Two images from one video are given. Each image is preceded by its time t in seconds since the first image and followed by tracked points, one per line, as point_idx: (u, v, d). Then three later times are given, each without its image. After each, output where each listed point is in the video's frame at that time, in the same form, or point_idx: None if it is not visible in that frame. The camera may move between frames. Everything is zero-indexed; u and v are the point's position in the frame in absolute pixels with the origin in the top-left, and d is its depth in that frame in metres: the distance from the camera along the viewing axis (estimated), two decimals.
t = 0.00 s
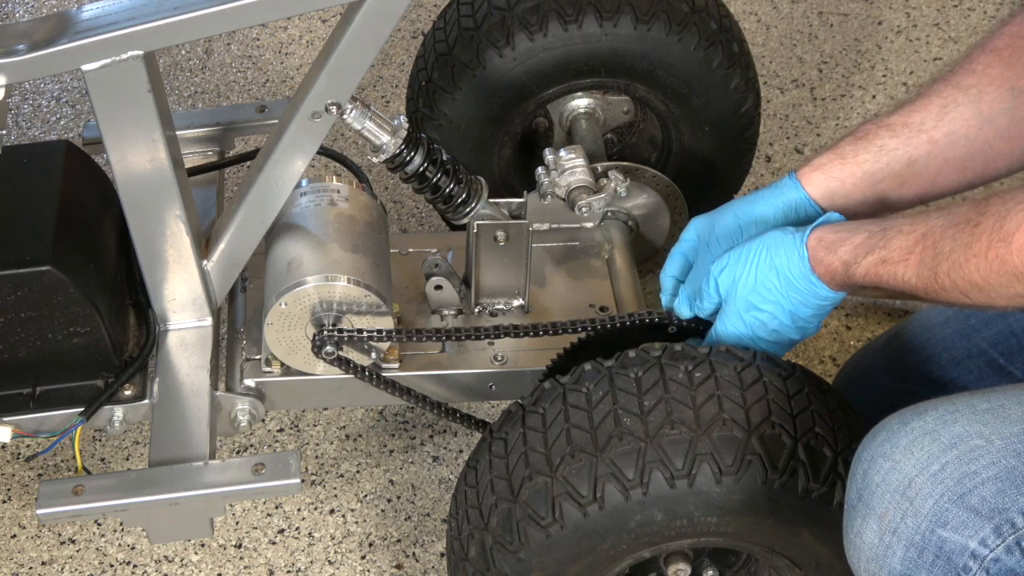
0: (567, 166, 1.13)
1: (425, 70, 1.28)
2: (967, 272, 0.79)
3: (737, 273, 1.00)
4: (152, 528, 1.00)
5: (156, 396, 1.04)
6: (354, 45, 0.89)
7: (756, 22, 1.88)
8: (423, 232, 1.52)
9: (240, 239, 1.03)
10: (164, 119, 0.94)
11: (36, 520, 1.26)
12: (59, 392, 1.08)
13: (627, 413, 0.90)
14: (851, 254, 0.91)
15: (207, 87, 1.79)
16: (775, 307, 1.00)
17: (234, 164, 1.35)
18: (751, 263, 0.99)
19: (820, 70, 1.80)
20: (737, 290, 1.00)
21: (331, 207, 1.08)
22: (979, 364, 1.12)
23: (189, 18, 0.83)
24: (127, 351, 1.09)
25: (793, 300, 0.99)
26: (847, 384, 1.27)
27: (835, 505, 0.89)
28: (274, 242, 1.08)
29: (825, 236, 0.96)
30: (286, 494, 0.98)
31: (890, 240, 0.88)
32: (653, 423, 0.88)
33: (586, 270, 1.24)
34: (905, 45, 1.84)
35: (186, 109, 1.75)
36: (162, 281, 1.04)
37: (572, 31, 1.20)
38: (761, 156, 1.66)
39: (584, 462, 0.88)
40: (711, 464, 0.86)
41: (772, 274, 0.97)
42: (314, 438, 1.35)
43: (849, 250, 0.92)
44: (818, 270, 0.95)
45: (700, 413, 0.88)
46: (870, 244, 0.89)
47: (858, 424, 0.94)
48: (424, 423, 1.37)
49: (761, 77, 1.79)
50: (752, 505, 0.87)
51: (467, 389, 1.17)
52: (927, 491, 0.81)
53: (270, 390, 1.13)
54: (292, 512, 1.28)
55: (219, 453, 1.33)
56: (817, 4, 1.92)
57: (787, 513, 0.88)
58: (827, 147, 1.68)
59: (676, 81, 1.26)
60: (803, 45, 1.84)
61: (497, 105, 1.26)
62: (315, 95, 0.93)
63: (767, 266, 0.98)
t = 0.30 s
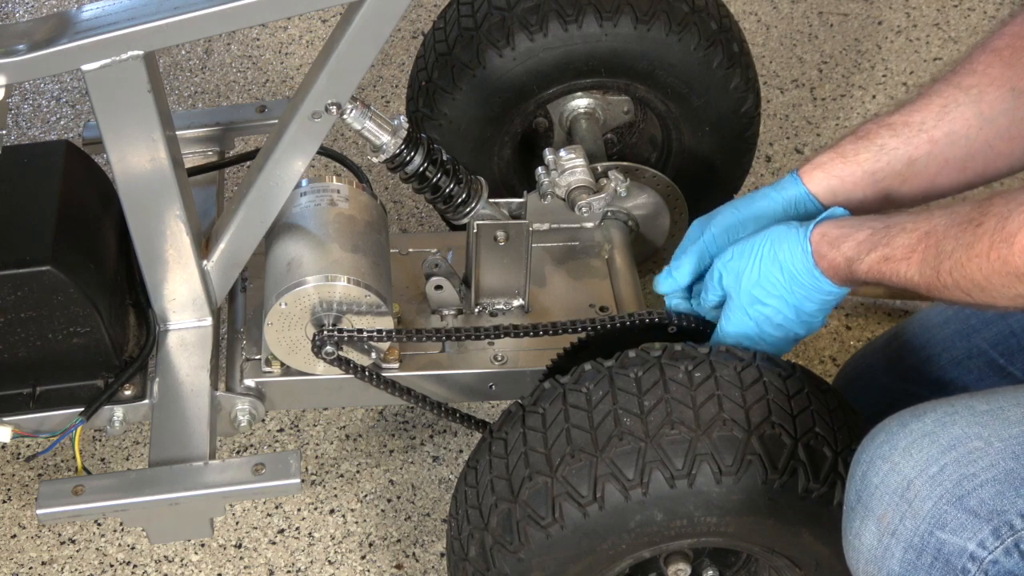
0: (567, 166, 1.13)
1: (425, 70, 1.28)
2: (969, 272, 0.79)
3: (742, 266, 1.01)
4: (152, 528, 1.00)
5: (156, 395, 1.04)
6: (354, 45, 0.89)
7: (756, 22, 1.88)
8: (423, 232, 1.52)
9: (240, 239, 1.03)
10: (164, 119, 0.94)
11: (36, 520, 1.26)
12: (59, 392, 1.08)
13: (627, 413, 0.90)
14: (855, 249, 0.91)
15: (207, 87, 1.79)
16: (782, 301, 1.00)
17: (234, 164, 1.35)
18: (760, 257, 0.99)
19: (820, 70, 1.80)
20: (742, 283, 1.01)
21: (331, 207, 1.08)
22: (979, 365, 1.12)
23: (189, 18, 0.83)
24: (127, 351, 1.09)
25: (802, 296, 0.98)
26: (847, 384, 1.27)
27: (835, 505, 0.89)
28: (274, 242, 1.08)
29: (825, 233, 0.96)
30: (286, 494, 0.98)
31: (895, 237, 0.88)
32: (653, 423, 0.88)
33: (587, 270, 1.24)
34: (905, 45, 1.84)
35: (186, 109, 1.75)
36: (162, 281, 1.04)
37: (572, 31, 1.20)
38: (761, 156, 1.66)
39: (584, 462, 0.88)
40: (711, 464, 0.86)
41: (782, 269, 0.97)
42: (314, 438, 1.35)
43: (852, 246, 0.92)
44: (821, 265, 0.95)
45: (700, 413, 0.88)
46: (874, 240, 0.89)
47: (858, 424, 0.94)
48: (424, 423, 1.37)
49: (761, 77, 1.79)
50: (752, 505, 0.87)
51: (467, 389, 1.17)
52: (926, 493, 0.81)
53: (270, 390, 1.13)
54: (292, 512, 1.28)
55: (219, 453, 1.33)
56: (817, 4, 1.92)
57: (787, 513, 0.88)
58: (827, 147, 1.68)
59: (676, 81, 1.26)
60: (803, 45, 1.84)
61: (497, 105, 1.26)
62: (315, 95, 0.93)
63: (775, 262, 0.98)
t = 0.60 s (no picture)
0: (567, 166, 1.13)
1: (425, 70, 1.28)
2: None
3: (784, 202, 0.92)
4: (152, 528, 1.00)
5: (156, 395, 1.04)
6: (354, 45, 0.89)
7: (756, 22, 1.88)
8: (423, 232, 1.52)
9: (240, 239, 1.03)
10: (164, 119, 0.94)
11: (37, 520, 1.26)
12: (59, 392, 1.08)
13: (627, 413, 0.90)
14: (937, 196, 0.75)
15: (207, 87, 1.79)
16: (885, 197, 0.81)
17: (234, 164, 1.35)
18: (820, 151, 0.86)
19: (820, 70, 1.80)
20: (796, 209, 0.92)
21: (331, 207, 1.08)
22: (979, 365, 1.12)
23: (189, 18, 0.83)
24: (127, 351, 1.09)
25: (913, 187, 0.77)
26: (847, 384, 1.27)
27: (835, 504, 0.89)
28: (274, 242, 1.08)
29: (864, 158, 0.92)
30: (285, 494, 0.98)
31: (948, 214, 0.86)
32: (652, 423, 0.88)
33: (587, 270, 1.24)
34: (905, 45, 1.84)
35: (186, 109, 1.75)
36: (162, 281, 1.04)
37: (572, 31, 1.20)
38: (761, 156, 1.67)
39: (584, 462, 0.88)
40: (711, 464, 0.86)
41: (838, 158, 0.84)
42: (314, 438, 1.35)
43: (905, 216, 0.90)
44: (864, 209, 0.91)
45: (700, 413, 0.88)
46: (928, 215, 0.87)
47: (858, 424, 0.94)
48: (424, 423, 1.37)
49: (760, 77, 1.79)
50: (751, 505, 0.87)
51: (467, 389, 1.17)
52: (891, 480, 0.78)
53: (270, 390, 1.13)
54: (291, 512, 1.28)
55: (218, 453, 1.33)
56: (817, 4, 1.92)
57: (786, 513, 0.88)
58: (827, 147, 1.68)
59: (676, 81, 1.26)
60: (803, 45, 1.84)
61: (498, 105, 1.26)
62: (315, 95, 0.93)
63: (822, 148, 0.88)
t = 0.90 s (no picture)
0: (567, 166, 1.13)
1: (425, 70, 1.28)
2: None
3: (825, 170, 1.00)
4: (152, 528, 1.00)
5: (156, 396, 1.04)
6: (354, 45, 0.89)
7: (756, 22, 1.88)
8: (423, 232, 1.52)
9: (240, 239, 1.03)
10: (164, 119, 0.94)
11: (37, 520, 1.26)
12: (59, 392, 1.08)
13: (627, 413, 0.90)
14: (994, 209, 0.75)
15: (207, 87, 1.79)
16: (895, 164, 0.87)
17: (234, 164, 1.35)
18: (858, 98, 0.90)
19: (820, 70, 1.80)
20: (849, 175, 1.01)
21: (331, 207, 1.08)
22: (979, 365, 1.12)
23: (189, 18, 0.83)
24: (127, 351, 1.09)
25: (928, 176, 0.83)
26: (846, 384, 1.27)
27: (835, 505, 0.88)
28: (274, 242, 1.08)
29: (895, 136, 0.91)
30: (285, 494, 0.98)
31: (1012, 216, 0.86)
32: (652, 423, 0.88)
33: (587, 270, 1.24)
34: (905, 45, 1.84)
35: (186, 109, 1.75)
36: (162, 281, 1.04)
37: (572, 31, 1.20)
38: (761, 156, 1.68)
39: (584, 462, 0.88)
40: (711, 464, 0.86)
41: (883, 109, 0.87)
42: (314, 438, 1.35)
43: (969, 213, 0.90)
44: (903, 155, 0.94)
45: (700, 413, 0.89)
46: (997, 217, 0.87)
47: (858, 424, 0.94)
48: (424, 423, 1.37)
49: (760, 77, 1.80)
50: (751, 505, 0.87)
51: (467, 389, 1.17)
52: (869, 434, 0.81)
53: (271, 390, 1.13)
54: (291, 512, 1.28)
55: (218, 453, 1.33)
56: (817, 4, 1.92)
57: (786, 513, 0.88)
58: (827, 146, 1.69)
59: (676, 81, 1.26)
60: (803, 45, 1.85)
61: (498, 105, 1.26)
62: (315, 95, 0.93)
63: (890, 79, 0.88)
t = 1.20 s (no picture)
0: (567, 167, 1.12)
1: (424, 69, 1.27)
2: None
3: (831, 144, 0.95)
4: (152, 528, 1.00)
5: (156, 397, 1.04)
6: (354, 45, 0.90)
7: (756, 22, 1.88)
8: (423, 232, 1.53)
9: (240, 239, 1.03)
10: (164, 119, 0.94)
11: (36, 520, 1.26)
12: (59, 392, 1.08)
13: (626, 413, 0.90)
14: None
15: (207, 87, 1.79)
16: (969, 190, 0.96)
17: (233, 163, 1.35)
18: (906, 126, 1.00)
19: (820, 71, 1.80)
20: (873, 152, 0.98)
21: (331, 207, 1.08)
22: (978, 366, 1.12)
23: (189, 18, 0.83)
24: (127, 351, 1.09)
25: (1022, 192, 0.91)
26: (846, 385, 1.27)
27: (835, 505, 0.88)
28: (274, 242, 1.08)
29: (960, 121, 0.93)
30: (284, 494, 0.98)
31: None
32: (650, 424, 0.88)
33: (586, 270, 1.24)
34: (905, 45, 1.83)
35: (186, 109, 1.75)
36: (161, 281, 1.04)
37: (572, 30, 1.21)
38: (761, 156, 1.69)
39: (583, 462, 0.88)
40: (711, 464, 0.86)
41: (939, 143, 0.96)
42: (314, 438, 1.35)
43: None
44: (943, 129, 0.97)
45: (697, 413, 0.89)
46: None
47: (858, 425, 0.94)
48: (424, 423, 1.37)
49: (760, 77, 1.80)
50: (750, 505, 0.87)
51: (467, 389, 1.17)
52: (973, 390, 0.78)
53: (271, 390, 1.13)
54: (292, 512, 1.28)
55: (218, 453, 1.34)
56: (817, 4, 1.91)
57: (784, 514, 0.88)
58: (827, 146, 1.69)
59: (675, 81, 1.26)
60: (802, 45, 1.85)
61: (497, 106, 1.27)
62: (314, 94, 0.93)
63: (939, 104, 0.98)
